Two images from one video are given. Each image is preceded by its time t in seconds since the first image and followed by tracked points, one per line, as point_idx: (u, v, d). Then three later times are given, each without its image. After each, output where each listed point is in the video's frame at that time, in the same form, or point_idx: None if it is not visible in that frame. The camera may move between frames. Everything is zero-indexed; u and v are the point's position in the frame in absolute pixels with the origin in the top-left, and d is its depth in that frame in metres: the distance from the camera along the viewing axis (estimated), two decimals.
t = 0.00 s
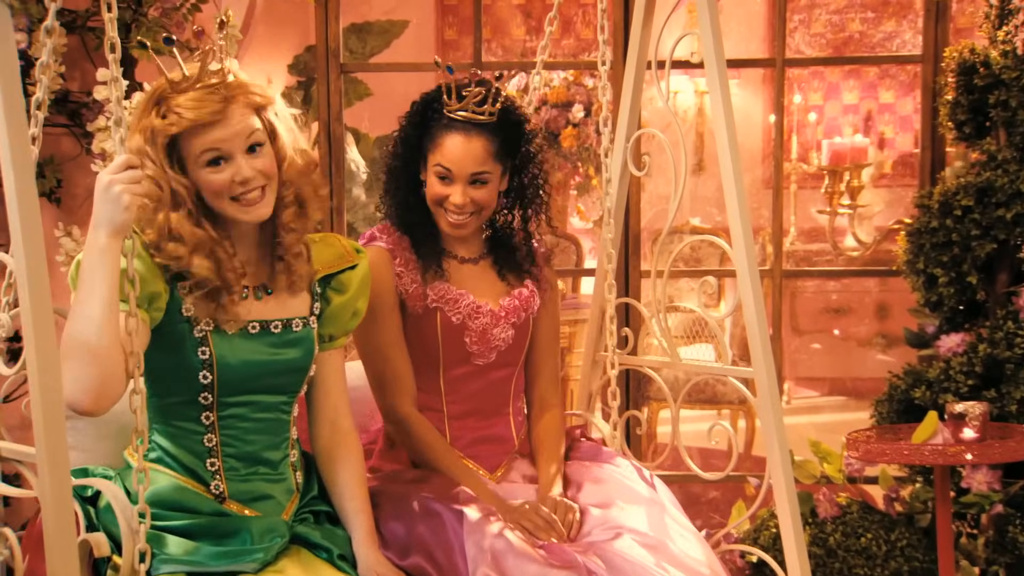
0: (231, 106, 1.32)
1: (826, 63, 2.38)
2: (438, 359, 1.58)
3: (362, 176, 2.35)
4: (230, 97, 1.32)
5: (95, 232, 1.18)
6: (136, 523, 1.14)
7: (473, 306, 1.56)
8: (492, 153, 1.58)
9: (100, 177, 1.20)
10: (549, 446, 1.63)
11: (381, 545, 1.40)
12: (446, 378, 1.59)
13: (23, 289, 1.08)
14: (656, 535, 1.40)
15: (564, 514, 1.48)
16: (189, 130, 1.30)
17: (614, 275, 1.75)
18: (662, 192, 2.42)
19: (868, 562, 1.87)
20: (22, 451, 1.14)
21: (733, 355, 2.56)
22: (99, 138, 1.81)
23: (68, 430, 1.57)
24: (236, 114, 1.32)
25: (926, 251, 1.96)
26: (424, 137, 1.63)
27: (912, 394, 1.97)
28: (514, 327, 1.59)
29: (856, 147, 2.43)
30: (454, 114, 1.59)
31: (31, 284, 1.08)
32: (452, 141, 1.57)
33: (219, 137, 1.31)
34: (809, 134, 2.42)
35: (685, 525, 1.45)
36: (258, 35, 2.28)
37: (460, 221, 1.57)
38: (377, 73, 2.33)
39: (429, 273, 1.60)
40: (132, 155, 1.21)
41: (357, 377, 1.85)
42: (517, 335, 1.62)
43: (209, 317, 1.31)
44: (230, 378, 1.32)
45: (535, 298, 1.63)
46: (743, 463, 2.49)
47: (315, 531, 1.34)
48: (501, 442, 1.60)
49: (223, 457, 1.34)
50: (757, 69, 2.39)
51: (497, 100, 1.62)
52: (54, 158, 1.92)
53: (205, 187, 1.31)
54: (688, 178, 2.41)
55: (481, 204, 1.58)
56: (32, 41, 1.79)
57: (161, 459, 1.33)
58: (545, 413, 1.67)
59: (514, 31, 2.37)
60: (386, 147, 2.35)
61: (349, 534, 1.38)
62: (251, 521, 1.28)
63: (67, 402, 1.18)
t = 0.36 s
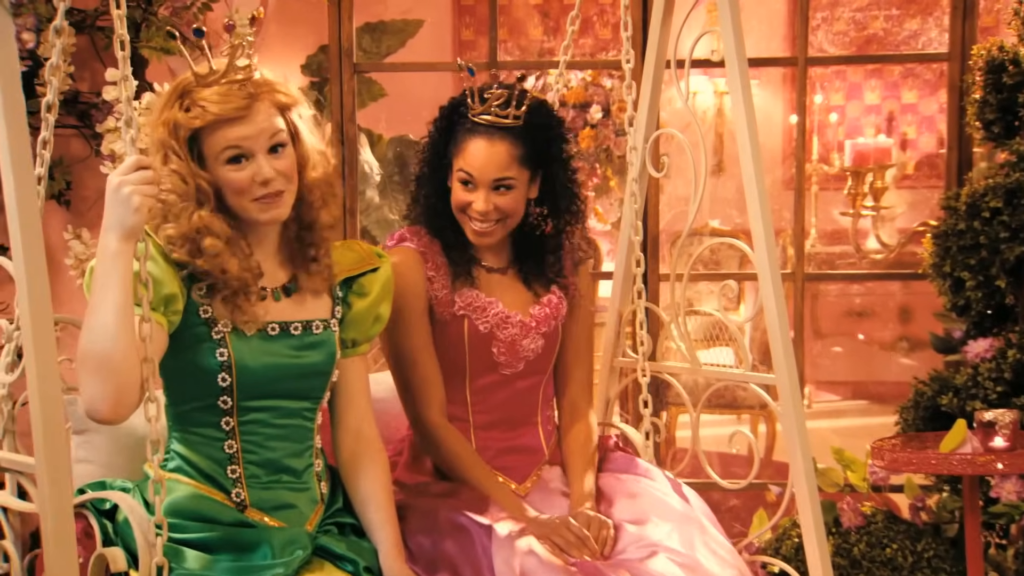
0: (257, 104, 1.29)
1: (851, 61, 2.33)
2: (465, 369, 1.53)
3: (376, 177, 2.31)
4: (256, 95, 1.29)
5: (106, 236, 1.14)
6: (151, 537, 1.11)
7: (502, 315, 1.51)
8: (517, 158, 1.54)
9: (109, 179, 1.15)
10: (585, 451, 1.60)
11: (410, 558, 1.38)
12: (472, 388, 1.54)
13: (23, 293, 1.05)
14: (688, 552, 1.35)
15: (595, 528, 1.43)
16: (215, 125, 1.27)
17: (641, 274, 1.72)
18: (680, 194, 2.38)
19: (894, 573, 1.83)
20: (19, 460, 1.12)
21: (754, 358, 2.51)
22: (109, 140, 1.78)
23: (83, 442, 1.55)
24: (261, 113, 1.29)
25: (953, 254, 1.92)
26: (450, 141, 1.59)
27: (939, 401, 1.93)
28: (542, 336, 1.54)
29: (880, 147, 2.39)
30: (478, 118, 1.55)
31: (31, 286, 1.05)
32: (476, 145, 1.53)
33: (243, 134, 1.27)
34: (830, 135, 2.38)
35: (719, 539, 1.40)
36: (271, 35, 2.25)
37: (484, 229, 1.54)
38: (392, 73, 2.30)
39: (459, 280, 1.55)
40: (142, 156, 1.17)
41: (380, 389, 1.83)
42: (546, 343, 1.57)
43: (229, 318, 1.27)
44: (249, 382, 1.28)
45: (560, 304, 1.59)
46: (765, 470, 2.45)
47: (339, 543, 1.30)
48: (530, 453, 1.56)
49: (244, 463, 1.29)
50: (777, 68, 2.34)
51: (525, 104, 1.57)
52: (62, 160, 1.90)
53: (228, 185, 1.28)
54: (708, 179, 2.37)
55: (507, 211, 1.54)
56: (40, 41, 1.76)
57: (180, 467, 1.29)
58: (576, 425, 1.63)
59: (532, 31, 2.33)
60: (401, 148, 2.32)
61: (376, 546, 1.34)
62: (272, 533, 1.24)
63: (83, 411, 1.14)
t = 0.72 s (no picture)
0: (282, 97, 1.24)
1: (873, 59, 2.28)
2: (502, 383, 1.47)
3: (385, 179, 2.21)
4: (281, 88, 1.24)
5: (113, 239, 1.05)
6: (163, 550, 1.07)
7: (546, 330, 1.45)
8: (539, 138, 1.47)
9: (115, 178, 1.06)
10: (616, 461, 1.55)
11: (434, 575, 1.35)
12: (508, 402, 1.48)
13: (17, 302, 1.01)
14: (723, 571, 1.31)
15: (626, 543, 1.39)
16: (235, 119, 1.22)
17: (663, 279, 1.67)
18: (697, 196, 2.33)
19: None
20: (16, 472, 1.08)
21: (772, 363, 2.46)
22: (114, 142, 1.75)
23: (93, 458, 1.51)
24: (285, 106, 1.24)
25: (979, 258, 1.88)
26: (472, 140, 1.54)
27: (965, 409, 1.88)
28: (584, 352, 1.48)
29: (903, 149, 2.33)
30: (493, 105, 1.49)
31: (25, 294, 1.01)
32: (496, 132, 1.47)
33: (264, 128, 1.22)
34: (850, 136, 2.33)
35: (754, 556, 1.35)
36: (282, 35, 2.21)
37: (518, 219, 1.47)
38: (405, 74, 2.26)
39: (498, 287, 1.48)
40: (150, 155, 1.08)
41: (404, 402, 1.79)
42: (587, 358, 1.51)
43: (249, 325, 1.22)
44: (272, 394, 1.23)
45: (603, 316, 1.52)
46: (784, 478, 2.40)
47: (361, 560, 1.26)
48: (562, 470, 1.51)
49: (264, 477, 1.25)
50: (795, 68, 2.29)
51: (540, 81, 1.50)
52: (67, 162, 1.87)
53: (248, 182, 1.22)
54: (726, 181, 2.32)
55: (538, 195, 1.47)
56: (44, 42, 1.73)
57: (197, 479, 1.25)
58: (613, 433, 1.59)
59: (547, 32, 2.29)
60: (412, 150, 2.28)
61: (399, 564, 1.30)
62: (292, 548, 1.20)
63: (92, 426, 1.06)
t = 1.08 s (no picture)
0: (287, 97, 1.20)
1: (886, 54, 2.24)
2: (515, 395, 1.44)
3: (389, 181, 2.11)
4: (286, 89, 1.20)
5: (100, 239, 1.04)
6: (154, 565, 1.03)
7: (564, 344, 1.41)
8: (551, 128, 1.44)
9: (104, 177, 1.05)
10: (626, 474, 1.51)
11: None
12: (520, 415, 1.45)
13: None
14: None
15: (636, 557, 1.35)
16: (237, 119, 1.19)
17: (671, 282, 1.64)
18: (707, 196, 2.29)
19: None
20: None
21: (782, 364, 2.41)
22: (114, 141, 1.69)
23: (83, 464, 1.47)
24: (289, 107, 1.20)
25: (996, 258, 1.84)
26: (483, 139, 1.50)
27: (982, 413, 1.84)
28: (601, 367, 1.44)
29: (916, 147, 2.29)
30: (502, 99, 1.46)
31: (9, 298, 0.97)
32: (510, 124, 1.43)
33: (266, 129, 1.18)
34: (861, 134, 2.28)
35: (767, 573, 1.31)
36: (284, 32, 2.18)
37: (536, 212, 1.43)
38: (410, 71, 2.22)
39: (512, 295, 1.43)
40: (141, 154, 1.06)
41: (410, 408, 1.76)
42: (605, 372, 1.47)
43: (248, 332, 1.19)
44: (272, 405, 1.20)
45: (623, 328, 1.48)
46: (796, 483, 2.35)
47: None
48: (574, 484, 1.48)
49: (261, 489, 1.22)
50: (807, 64, 2.24)
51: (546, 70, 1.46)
52: (64, 161, 1.83)
53: (249, 185, 1.18)
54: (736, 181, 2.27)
55: (555, 187, 1.42)
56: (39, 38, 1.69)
57: (193, 488, 1.22)
58: (625, 442, 1.55)
59: (555, 30, 2.24)
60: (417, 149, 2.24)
61: None
62: (287, 564, 1.17)
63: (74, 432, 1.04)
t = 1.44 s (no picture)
0: (283, 103, 1.17)
1: (895, 55, 2.20)
2: (508, 401, 1.41)
3: (391, 182, 2.13)
4: (281, 96, 1.17)
5: (85, 246, 1.01)
6: None
7: (557, 349, 1.37)
8: (551, 134, 1.40)
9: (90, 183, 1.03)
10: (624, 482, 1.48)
11: None
12: (513, 422, 1.41)
13: None
14: None
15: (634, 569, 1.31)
16: (231, 124, 1.15)
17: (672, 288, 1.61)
18: (714, 199, 2.26)
19: None
20: None
21: (791, 370, 2.38)
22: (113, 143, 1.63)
23: (66, 471, 1.45)
24: (284, 114, 1.16)
25: (1010, 263, 1.81)
26: (481, 140, 1.46)
27: (996, 420, 1.81)
28: (596, 374, 1.41)
29: (927, 149, 2.25)
30: (502, 101, 1.43)
31: None
32: (508, 128, 1.40)
33: (261, 136, 1.15)
34: (870, 137, 2.25)
35: None
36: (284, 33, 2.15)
37: (532, 220, 1.39)
38: (412, 73, 2.19)
39: (505, 300, 1.40)
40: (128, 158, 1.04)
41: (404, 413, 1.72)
42: (599, 379, 1.44)
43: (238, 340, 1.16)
44: (261, 414, 1.17)
45: (617, 334, 1.45)
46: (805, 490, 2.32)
47: None
48: (566, 492, 1.45)
49: (249, 499, 1.19)
50: (817, 65, 2.20)
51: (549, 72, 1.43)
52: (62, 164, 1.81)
53: (241, 192, 1.16)
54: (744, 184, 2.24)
55: (552, 194, 1.39)
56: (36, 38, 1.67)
57: (180, 498, 1.19)
58: (620, 451, 1.52)
59: (561, 32, 2.21)
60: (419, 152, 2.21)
61: None
62: None
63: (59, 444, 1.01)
